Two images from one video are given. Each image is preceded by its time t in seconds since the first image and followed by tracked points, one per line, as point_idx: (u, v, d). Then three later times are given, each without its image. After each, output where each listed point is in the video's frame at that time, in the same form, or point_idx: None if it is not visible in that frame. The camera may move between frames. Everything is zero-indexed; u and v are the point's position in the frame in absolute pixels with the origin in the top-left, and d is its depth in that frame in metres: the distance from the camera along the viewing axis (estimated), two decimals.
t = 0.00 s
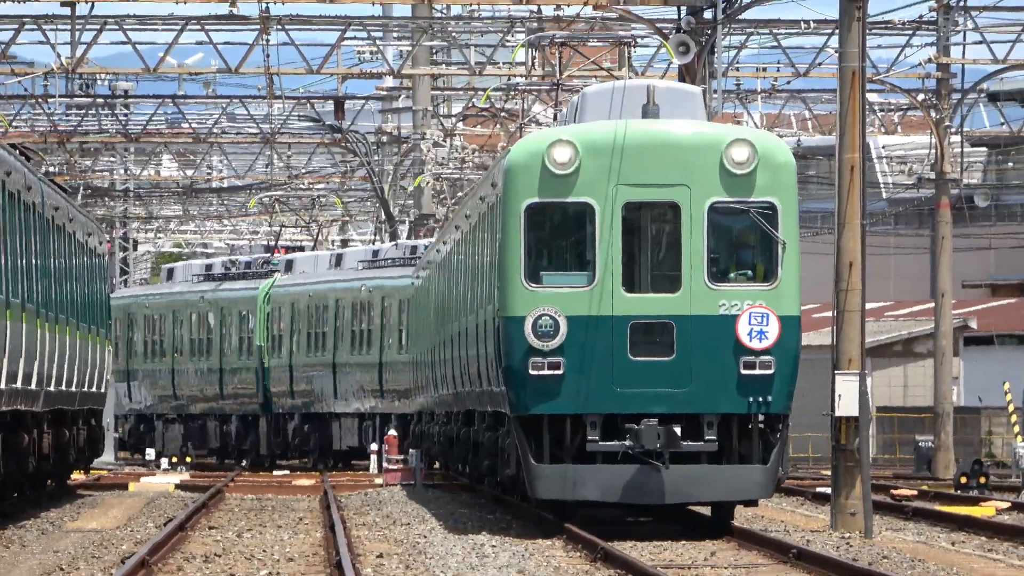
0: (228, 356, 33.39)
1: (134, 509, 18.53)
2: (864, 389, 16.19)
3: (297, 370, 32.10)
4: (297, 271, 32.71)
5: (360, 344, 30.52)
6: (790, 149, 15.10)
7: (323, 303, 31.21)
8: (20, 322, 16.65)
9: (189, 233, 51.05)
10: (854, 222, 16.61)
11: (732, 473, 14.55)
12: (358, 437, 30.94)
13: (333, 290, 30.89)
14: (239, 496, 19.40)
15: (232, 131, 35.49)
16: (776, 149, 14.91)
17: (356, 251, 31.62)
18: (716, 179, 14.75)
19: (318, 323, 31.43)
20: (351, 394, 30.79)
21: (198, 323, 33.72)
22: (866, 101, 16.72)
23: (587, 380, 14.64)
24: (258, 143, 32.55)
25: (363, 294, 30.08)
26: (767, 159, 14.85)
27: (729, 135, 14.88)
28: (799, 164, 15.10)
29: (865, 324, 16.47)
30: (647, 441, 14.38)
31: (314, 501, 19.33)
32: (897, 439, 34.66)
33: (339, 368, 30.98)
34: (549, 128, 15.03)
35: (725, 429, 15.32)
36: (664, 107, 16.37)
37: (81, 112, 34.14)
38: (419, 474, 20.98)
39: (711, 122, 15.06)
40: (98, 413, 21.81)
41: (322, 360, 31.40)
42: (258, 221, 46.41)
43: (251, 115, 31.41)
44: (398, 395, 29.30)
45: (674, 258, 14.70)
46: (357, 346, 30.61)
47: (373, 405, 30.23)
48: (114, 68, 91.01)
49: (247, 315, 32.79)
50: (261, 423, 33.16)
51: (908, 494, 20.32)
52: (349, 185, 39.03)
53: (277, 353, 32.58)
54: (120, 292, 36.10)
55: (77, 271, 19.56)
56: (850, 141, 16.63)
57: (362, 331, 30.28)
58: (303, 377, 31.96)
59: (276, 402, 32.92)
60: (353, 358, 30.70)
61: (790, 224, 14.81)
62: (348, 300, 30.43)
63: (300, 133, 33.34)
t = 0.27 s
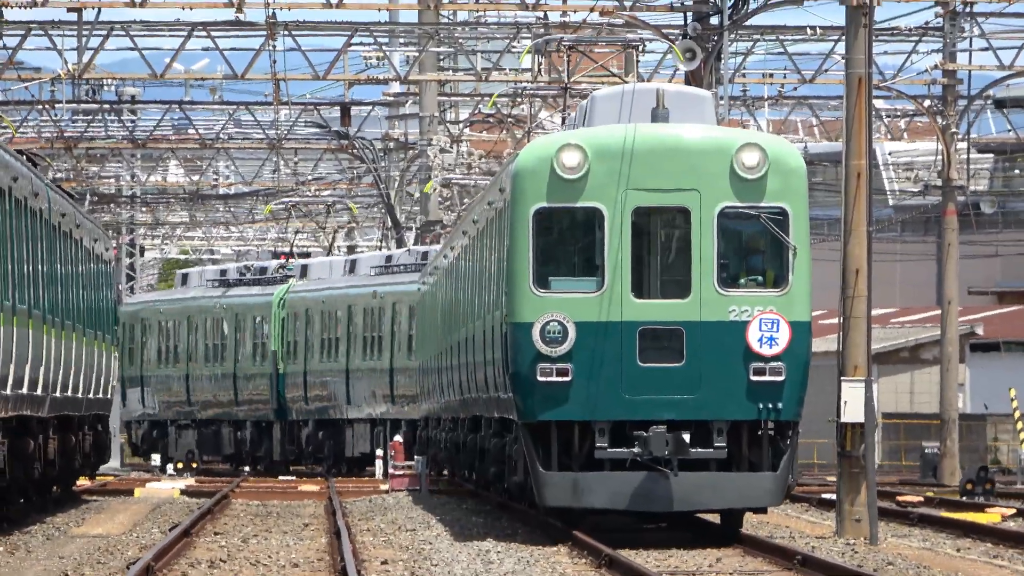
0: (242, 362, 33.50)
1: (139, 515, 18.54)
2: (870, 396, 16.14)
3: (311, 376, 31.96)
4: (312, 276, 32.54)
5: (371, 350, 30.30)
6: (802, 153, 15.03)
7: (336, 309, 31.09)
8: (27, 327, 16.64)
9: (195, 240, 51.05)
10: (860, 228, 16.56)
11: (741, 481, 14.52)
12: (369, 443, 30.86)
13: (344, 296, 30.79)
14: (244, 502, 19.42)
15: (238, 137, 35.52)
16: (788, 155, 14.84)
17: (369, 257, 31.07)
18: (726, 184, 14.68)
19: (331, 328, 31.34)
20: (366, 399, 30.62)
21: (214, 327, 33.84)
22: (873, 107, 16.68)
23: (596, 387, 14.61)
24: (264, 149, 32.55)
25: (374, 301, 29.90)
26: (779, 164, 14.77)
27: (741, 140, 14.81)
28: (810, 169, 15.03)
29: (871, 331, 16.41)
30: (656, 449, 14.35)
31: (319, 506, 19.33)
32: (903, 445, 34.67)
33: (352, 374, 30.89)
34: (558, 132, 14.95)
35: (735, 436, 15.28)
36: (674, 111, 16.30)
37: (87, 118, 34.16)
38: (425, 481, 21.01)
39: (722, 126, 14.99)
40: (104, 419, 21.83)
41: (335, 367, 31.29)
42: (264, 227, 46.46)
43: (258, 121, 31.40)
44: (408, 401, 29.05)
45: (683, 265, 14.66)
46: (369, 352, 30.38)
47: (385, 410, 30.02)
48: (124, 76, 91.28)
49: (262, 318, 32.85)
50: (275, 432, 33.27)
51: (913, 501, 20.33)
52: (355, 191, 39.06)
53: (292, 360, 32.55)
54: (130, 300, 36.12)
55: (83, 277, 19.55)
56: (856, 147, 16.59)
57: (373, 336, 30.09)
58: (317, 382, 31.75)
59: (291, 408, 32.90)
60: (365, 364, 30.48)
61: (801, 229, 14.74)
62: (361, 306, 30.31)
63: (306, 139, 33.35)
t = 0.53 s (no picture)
0: (257, 367, 33.32)
1: (146, 522, 18.56)
2: (876, 401, 16.07)
3: (326, 382, 32.04)
4: (327, 281, 32.69)
5: (382, 356, 30.21)
6: (812, 157, 15.03)
7: (348, 315, 31.12)
8: (33, 334, 16.65)
9: (201, 247, 51.11)
10: (865, 233, 16.51)
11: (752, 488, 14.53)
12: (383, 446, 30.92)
13: (357, 301, 30.76)
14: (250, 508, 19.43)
15: (244, 143, 35.56)
16: (797, 158, 14.84)
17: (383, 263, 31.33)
18: (735, 187, 14.69)
19: (344, 335, 31.38)
20: (380, 405, 30.58)
21: (229, 331, 33.63)
22: (878, 113, 16.64)
23: (604, 392, 14.59)
24: (270, 155, 32.59)
25: (385, 306, 29.76)
26: (788, 167, 14.77)
27: (750, 143, 14.81)
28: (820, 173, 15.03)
29: (877, 337, 16.36)
30: (665, 455, 14.34)
31: (325, 513, 19.34)
32: (909, 451, 34.67)
33: (365, 381, 30.88)
34: (566, 136, 14.97)
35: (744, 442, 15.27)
36: (683, 113, 16.24)
37: (93, 124, 34.22)
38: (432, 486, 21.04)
39: (730, 130, 14.99)
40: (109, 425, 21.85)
41: (348, 372, 31.31)
42: (270, 233, 46.50)
43: (263, 127, 31.44)
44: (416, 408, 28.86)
45: (692, 269, 14.65)
46: (382, 357, 30.26)
47: (396, 415, 29.94)
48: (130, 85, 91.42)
49: (276, 325, 32.67)
50: (290, 436, 33.29)
51: (920, 507, 20.33)
52: (361, 197, 39.10)
53: (307, 364, 32.48)
54: (143, 305, 36.18)
55: (89, 283, 19.57)
56: (862, 153, 16.55)
57: (385, 342, 30.00)
58: (332, 387, 31.84)
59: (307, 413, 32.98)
60: (377, 369, 30.43)
61: (811, 233, 14.73)
62: (372, 311, 30.26)
63: (311, 145, 33.38)
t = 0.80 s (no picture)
0: (269, 374, 33.23)
1: (150, 527, 18.57)
2: (880, 406, 16.04)
3: (339, 387, 31.99)
4: (340, 287, 32.60)
5: (393, 360, 30.22)
6: (820, 160, 15.02)
7: (359, 319, 31.20)
8: (37, 340, 16.65)
9: (206, 252, 51.15)
10: (869, 239, 16.46)
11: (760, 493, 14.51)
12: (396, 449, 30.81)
13: (369, 307, 30.87)
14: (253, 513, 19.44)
15: (248, 148, 35.60)
16: (806, 161, 14.84)
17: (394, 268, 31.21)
18: (743, 190, 14.68)
19: (356, 339, 31.41)
20: (389, 409, 30.52)
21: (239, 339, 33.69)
22: (882, 119, 16.59)
23: (611, 397, 14.59)
24: (273, 159, 32.63)
25: (394, 311, 29.80)
26: (796, 170, 14.76)
27: (758, 146, 14.81)
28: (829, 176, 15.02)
29: (881, 342, 16.33)
30: (673, 460, 14.35)
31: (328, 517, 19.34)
32: (914, 455, 34.68)
33: (376, 387, 30.95)
34: (572, 139, 14.98)
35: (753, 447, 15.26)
36: (690, 116, 16.19)
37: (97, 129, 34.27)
38: (436, 490, 21.04)
39: (738, 133, 14.99)
40: (113, 430, 21.88)
41: (360, 378, 31.39)
42: (274, 238, 46.53)
43: (267, 132, 31.47)
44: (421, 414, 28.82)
45: (699, 273, 14.65)
46: (392, 362, 30.23)
47: (406, 421, 29.87)
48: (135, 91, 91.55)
49: (292, 330, 32.70)
50: (303, 443, 33.17)
51: (925, 512, 20.32)
52: (365, 203, 39.11)
53: (320, 368, 32.49)
54: (154, 311, 36.19)
55: (93, 288, 19.58)
56: (865, 159, 16.47)
57: (395, 347, 29.99)
58: (346, 393, 31.80)
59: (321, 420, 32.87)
60: (387, 373, 30.43)
61: (820, 236, 14.73)
62: (382, 317, 30.35)
63: (315, 150, 33.42)
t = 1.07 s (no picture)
0: (277, 372, 33.11)
1: (150, 526, 18.57)
2: (880, 405, 16.03)
3: (347, 389, 32.31)
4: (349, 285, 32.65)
5: (398, 359, 30.26)
6: (825, 157, 15.02)
7: (366, 318, 31.35)
8: (37, 339, 16.64)
9: (205, 251, 51.16)
10: (869, 237, 16.53)
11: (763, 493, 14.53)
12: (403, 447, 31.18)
13: (374, 305, 30.94)
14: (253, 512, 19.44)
15: (247, 147, 35.59)
16: (810, 158, 14.84)
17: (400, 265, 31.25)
18: (746, 187, 14.68)
19: (363, 338, 31.63)
20: (393, 408, 30.59)
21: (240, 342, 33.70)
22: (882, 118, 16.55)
23: (613, 396, 14.61)
24: (273, 159, 32.63)
25: (400, 310, 29.85)
26: (800, 167, 14.76)
27: (761, 143, 14.81)
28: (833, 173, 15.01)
29: (881, 340, 16.34)
30: (676, 460, 14.35)
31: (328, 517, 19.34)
32: (913, 455, 34.71)
33: (382, 386, 30.94)
34: (574, 136, 14.98)
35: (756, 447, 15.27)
36: (693, 113, 16.17)
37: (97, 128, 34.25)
38: (436, 490, 21.04)
39: (742, 130, 14.99)
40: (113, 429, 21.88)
41: (366, 378, 31.55)
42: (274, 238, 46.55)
43: (267, 132, 31.45)
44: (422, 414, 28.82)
45: (702, 271, 14.65)
46: (398, 361, 30.24)
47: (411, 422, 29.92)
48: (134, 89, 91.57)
49: (301, 328, 32.57)
50: (312, 441, 33.29)
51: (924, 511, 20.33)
52: (365, 202, 39.12)
53: (328, 368, 32.73)
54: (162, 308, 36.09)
55: (93, 288, 19.57)
56: (865, 158, 16.43)
57: (400, 346, 30.02)
58: (353, 393, 32.08)
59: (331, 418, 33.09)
60: (392, 372, 30.48)
61: (824, 235, 14.74)
62: (387, 315, 30.40)
63: (315, 150, 33.41)
